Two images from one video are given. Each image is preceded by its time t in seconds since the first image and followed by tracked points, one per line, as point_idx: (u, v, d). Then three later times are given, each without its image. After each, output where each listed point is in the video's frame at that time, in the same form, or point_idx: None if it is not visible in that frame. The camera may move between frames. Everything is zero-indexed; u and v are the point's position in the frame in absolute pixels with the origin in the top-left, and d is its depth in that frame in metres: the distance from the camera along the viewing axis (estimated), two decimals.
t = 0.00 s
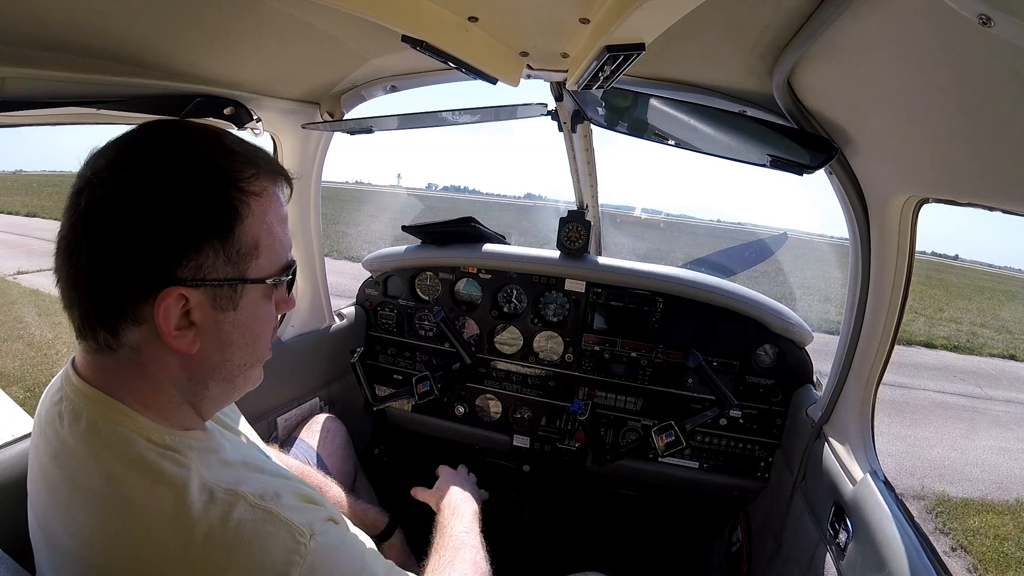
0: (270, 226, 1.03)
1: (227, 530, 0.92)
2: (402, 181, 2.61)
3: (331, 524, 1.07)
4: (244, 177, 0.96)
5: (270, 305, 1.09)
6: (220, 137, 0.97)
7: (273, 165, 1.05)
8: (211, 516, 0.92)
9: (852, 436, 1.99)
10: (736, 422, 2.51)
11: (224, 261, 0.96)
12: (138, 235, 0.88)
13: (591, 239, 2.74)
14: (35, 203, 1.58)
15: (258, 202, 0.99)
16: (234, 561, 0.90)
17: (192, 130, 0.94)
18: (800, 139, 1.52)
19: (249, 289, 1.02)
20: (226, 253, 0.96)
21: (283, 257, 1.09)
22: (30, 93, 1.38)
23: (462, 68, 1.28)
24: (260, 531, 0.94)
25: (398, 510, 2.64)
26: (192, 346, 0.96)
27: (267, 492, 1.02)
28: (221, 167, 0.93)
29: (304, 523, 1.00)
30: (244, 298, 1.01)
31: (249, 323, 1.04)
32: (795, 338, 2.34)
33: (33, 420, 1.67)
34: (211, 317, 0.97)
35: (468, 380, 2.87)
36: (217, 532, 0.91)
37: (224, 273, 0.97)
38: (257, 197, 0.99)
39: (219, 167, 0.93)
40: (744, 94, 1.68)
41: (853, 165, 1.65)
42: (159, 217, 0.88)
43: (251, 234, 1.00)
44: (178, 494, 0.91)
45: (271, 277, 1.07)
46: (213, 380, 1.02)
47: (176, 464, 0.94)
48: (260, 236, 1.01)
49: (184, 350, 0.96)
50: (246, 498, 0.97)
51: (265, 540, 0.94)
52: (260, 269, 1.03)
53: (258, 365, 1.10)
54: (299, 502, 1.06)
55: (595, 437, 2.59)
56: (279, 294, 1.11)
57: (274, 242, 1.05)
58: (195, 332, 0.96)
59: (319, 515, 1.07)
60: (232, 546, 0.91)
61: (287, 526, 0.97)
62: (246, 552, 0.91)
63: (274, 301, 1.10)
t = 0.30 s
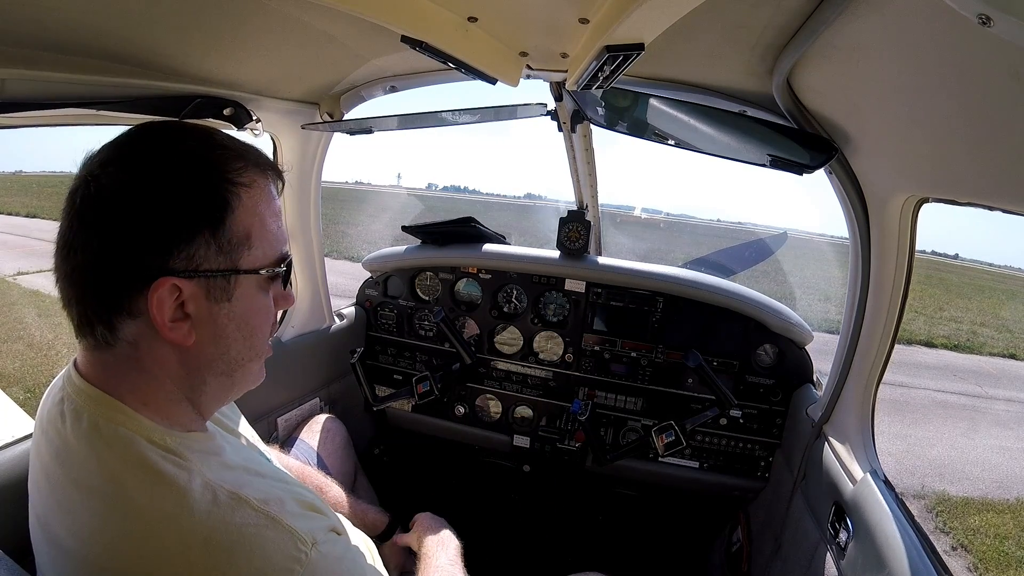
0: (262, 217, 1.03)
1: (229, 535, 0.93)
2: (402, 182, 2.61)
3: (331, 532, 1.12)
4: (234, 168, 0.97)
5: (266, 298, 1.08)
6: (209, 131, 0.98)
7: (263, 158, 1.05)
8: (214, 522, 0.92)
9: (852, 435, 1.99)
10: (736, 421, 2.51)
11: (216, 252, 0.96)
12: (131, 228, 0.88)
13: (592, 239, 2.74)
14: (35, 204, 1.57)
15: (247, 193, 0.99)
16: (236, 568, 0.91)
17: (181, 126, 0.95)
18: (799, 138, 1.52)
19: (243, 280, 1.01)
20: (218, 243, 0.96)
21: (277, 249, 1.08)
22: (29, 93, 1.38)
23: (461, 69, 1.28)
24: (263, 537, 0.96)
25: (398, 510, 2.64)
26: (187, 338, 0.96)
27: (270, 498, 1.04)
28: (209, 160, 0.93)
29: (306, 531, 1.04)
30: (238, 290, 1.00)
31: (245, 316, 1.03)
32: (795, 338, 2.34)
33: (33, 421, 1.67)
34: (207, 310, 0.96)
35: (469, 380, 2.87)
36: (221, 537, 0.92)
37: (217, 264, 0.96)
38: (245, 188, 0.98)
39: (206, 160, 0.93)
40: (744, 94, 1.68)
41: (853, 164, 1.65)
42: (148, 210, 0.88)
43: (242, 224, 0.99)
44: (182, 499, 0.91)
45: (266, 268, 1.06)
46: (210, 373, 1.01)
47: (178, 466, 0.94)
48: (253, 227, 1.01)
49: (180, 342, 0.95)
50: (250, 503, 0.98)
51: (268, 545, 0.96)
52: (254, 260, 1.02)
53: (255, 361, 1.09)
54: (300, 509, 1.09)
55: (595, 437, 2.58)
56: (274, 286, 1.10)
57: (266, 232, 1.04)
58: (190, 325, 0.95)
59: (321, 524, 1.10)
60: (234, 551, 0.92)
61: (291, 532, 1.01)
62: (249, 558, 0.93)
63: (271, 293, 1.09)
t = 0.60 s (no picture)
0: (211, 215, 0.95)
1: (220, 534, 0.92)
2: (402, 182, 2.60)
3: (327, 531, 1.11)
4: (173, 163, 0.91)
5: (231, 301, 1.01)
6: (162, 128, 0.94)
7: (219, 151, 0.98)
8: (205, 520, 0.92)
9: (852, 436, 1.99)
10: (736, 421, 2.51)
11: (150, 255, 0.90)
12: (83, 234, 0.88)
13: (592, 239, 2.74)
14: (33, 202, 1.53)
15: (186, 189, 0.92)
16: (227, 568, 0.91)
17: (135, 124, 0.92)
18: (799, 138, 1.52)
19: (187, 284, 0.94)
20: (152, 245, 0.90)
21: (242, 248, 1.01)
22: (30, 93, 1.38)
23: (462, 68, 1.28)
24: (256, 537, 0.95)
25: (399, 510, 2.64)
26: (131, 344, 0.92)
27: (265, 497, 1.04)
28: (149, 158, 0.89)
29: (299, 531, 1.03)
30: (183, 293, 0.94)
31: (197, 322, 0.97)
32: (795, 338, 2.34)
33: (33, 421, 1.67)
34: (150, 314, 0.92)
35: (468, 380, 2.87)
36: (213, 536, 0.91)
37: (151, 268, 0.90)
38: (184, 184, 0.92)
39: (146, 158, 0.89)
40: (745, 94, 1.68)
41: (853, 165, 1.65)
42: (95, 214, 0.88)
43: (182, 223, 0.92)
44: (178, 496, 0.91)
45: (219, 270, 0.98)
46: (164, 381, 0.97)
47: (170, 463, 0.94)
48: (198, 225, 0.94)
49: (125, 347, 0.92)
50: (242, 501, 0.98)
51: (260, 545, 0.95)
52: (198, 261, 0.94)
53: (221, 369, 1.03)
54: (295, 508, 1.09)
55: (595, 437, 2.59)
56: (240, 289, 1.03)
57: (218, 230, 0.97)
58: (135, 330, 0.92)
59: (317, 524, 1.10)
60: (227, 550, 0.92)
61: (282, 533, 1.00)
62: (240, 558, 0.92)
63: (231, 295, 1.01)
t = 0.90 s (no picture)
0: (154, 209, 0.92)
1: (210, 540, 0.91)
2: (402, 181, 2.60)
3: (321, 551, 1.08)
4: (99, 160, 0.88)
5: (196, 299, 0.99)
6: (90, 125, 0.91)
7: (145, 138, 0.94)
8: (197, 526, 0.91)
9: (852, 436, 1.99)
10: (736, 421, 2.51)
11: (94, 261, 0.88)
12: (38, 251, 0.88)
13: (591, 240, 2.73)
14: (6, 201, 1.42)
15: (118, 186, 0.89)
16: None
17: (60, 129, 0.90)
18: (799, 138, 1.52)
19: (139, 286, 0.92)
20: (93, 251, 0.88)
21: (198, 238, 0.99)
22: (30, 93, 1.39)
23: (461, 69, 1.28)
24: (246, 548, 0.94)
25: (399, 510, 2.64)
26: (94, 355, 0.92)
27: (260, 509, 1.03)
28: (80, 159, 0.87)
29: (290, 546, 1.01)
30: (136, 296, 0.92)
31: (157, 324, 0.94)
32: (794, 338, 2.34)
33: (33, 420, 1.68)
34: (111, 323, 0.91)
35: (468, 380, 2.87)
36: (200, 544, 0.90)
37: (99, 275, 0.88)
38: (114, 181, 0.89)
39: (75, 161, 0.87)
40: (745, 94, 1.68)
41: (853, 165, 1.65)
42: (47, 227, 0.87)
43: (123, 223, 0.90)
44: (177, 500, 0.92)
45: (172, 264, 0.95)
46: (125, 386, 0.96)
47: (162, 466, 0.95)
48: (138, 222, 0.91)
49: (91, 358, 0.92)
50: (237, 510, 0.97)
51: (249, 555, 0.94)
52: (146, 260, 0.92)
53: (191, 367, 1.01)
54: (292, 522, 1.08)
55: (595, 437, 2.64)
56: (200, 281, 1.00)
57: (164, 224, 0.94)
58: (98, 341, 0.91)
59: (313, 542, 1.08)
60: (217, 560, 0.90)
61: (272, 546, 0.98)
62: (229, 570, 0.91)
63: (193, 289, 0.99)
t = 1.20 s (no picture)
0: (169, 218, 0.92)
1: (218, 546, 0.92)
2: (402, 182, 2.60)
3: (328, 562, 1.11)
4: (118, 169, 0.88)
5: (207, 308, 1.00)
6: (107, 130, 0.91)
7: (163, 147, 0.94)
8: (207, 531, 0.92)
9: (852, 435, 1.99)
10: (736, 421, 2.51)
11: (106, 270, 0.88)
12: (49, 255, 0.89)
13: (591, 240, 2.73)
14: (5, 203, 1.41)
15: (133, 194, 0.89)
16: None
17: (77, 133, 0.90)
18: (799, 139, 1.52)
19: (152, 295, 0.92)
20: (106, 260, 0.88)
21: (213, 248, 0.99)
22: (30, 93, 1.38)
23: (461, 69, 1.28)
24: (254, 555, 0.95)
25: (399, 510, 2.64)
26: (106, 361, 0.93)
27: (269, 517, 1.04)
28: (96, 165, 0.87)
29: (298, 555, 1.03)
30: (148, 304, 0.92)
31: (170, 331, 0.95)
32: (794, 338, 2.34)
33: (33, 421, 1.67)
34: (123, 330, 0.92)
35: (468, 380, 2.87)
36: (208, 550, 0.91)
37: (110, 283, 0.89)
38: (131, 189, 0.89)
39: (89, 167, 0.87)
40: (744, 94, 1.68)
41: (853, 164, 1.65)
42: (59, 231, 0.88)
43: (138, 231, 0.90)
44: (187, 504, 0.93)
45: (187, 275, 0.96)
46: (138, 392, 0.97)
47: (170, 471, 0.96)
48: (152, 231, 0.91)
49: (101, 364, 0.93)
50: (246, 517, 0.99)
51: (256, 562, 0.95)
52: (159, 269, 0.92)
53: (203, 375, 1.02)
54: (301, 533, 1.09)
55: (595, 437, 2.67)
56: (213, 291, 1.01)
57: (179, 234, 0.94)
58: (110, 346, 0.92)
59: (321, 553, 1.10)
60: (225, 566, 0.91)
61: (281, 554, 0.99)
62: None
63: (206, 300, 0.99)
